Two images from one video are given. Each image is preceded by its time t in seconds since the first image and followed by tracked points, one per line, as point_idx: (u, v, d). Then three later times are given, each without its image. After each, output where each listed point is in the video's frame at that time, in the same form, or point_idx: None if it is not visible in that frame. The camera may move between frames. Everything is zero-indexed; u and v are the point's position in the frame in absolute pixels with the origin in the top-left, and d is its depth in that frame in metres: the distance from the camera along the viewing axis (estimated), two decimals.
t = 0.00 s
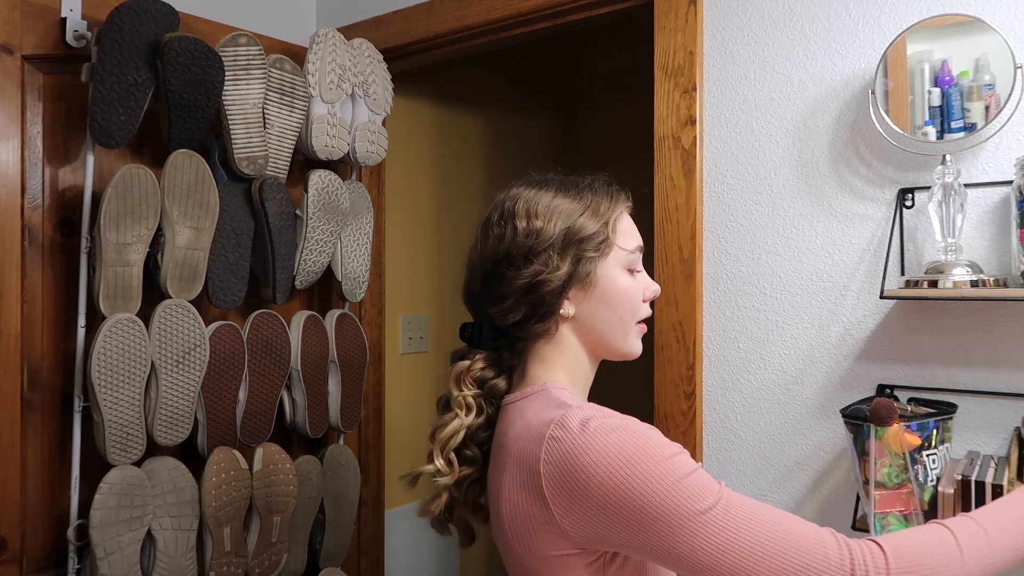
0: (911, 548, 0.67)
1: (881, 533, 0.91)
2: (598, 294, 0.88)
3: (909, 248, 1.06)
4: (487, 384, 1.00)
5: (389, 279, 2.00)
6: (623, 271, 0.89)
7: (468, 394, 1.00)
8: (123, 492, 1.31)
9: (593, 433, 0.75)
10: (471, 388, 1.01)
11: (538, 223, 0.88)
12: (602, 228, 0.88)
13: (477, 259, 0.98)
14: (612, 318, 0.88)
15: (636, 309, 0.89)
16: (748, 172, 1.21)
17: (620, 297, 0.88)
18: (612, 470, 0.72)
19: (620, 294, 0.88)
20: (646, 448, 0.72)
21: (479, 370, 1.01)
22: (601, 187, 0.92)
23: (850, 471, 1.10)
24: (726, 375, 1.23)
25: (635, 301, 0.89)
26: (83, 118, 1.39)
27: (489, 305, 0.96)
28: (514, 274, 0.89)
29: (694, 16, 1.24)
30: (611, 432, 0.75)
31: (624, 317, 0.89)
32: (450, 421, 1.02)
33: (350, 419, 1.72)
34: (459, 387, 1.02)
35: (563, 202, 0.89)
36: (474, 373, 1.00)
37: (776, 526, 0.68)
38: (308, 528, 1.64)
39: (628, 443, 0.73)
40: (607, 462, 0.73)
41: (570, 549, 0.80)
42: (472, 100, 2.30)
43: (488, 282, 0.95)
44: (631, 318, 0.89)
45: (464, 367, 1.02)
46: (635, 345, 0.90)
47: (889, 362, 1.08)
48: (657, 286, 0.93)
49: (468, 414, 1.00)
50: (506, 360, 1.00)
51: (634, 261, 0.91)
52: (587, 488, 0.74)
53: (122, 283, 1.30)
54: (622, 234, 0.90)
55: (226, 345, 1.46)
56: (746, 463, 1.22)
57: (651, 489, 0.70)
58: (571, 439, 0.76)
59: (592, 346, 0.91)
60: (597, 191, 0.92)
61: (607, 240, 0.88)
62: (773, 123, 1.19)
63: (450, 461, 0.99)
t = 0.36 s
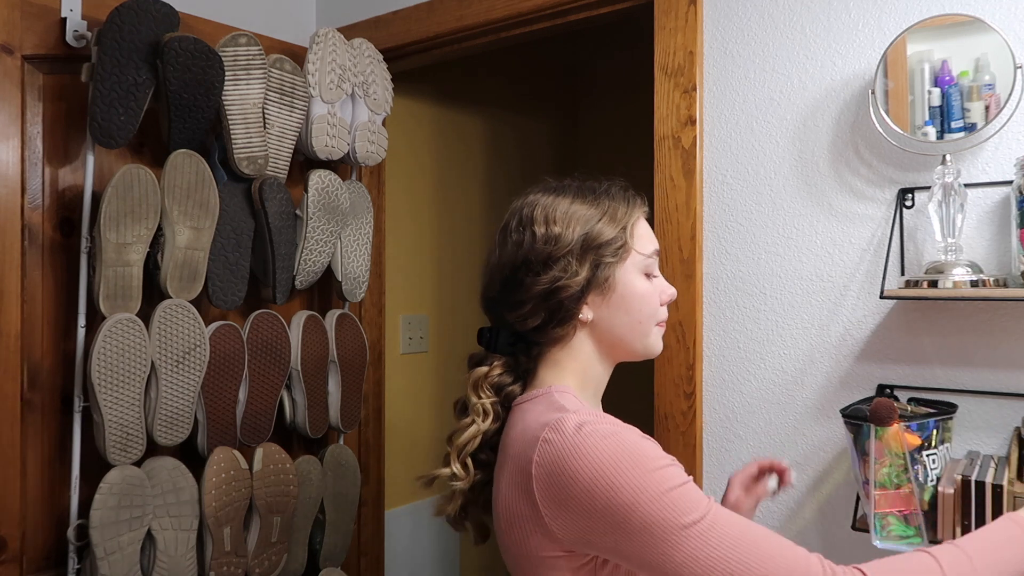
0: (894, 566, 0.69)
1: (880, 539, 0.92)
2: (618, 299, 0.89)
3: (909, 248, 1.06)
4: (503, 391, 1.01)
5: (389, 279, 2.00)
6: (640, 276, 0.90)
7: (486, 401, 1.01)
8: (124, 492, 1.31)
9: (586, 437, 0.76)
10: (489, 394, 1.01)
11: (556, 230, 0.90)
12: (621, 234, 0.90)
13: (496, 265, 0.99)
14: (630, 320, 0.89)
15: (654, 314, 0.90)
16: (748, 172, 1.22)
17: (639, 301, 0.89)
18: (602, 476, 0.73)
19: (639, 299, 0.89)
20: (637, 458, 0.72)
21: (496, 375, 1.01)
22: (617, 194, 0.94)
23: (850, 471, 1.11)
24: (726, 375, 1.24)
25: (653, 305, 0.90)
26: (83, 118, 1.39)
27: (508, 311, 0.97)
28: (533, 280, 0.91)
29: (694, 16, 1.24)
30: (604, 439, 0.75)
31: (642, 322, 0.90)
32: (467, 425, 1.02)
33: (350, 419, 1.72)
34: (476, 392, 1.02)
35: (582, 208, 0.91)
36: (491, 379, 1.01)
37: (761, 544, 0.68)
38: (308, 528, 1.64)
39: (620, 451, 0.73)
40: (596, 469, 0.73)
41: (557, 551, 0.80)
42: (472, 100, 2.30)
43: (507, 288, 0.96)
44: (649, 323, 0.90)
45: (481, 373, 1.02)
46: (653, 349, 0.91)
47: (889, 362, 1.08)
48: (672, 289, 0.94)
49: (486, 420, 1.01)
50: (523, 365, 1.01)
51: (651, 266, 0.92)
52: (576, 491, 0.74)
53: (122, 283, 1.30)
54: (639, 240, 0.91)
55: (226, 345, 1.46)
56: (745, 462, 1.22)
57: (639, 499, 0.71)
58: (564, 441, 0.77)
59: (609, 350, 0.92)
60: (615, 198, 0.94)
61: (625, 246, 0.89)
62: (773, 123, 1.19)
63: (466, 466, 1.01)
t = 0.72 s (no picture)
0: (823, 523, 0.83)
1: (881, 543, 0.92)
2: (600, 312, 0.93)
3: (909, 248, 1.06)
4: (484, 398, 1.06)
5: (389, 278, 2.00)
6: (622, 287, 0.93)
7: (467, 409, 1.05)
8: (124, 492, 1.31)
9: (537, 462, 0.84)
10: (470, 403, 1.06)
11: (535, 240, 0.92)
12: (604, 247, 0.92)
13: (476, 269, 1.02)
14: (611, 332, 0.93)
15: (636, 325, 0.94)
16: (748, 172, 1.21)
17: (623, 314, 0.93)
18: (548, 501, 0.82)
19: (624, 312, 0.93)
20: (579, 487, 0.82)
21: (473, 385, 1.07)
22: (601, 202, 0.96)
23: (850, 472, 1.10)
24: (725, 375, 1.24)
25: (634, 316, 0.93)
26: (83, 118, 1.39)
27: (484, 318, 1.01)
28: (510, 294, 0.94)
29: (694, 16, 1.24)
30: (553, 467, 0.84)
31: (624, 334, 0.93)
32: (451, 436, 1.05)
33: (350, 419, 1.72)
34: (458, 401, 1.06)
35: (563, 218, 0.93)
36: (472, 386, 1.06)
37: (683, 563, 0.81)
38: (308, 528, 1.64)
39: (566, 479, 0.83)
40: (542, 497, 0.83)
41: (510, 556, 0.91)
42: (472, 100, 2.30)
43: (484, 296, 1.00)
44: (631, 334, 0.94)
45: (463, 381, 1.08)
46: (637, 358, 0.95)
47: (890, 362, 1.08)
48: (656, 296, 0.97)
49: (468, 428, 1.04)
50: (501, 365, 1.05)
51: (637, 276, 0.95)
52: (523, 511, 0.84)
53: (121, 282, 1.30)
54: (622, 252, 0.94)
55: (226, 345, 1.46)
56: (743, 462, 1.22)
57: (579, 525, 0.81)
58: (516, 462, 0.85)
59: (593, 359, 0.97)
60: (599, 207, 0.95)
61: (606, 260, 0.92)
62: (773, 123, 1.19)
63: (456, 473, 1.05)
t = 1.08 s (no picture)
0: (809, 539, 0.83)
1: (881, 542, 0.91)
2: (583, 315, 0.93)
3: (909, 248, 1.06)
4: (468, 409, 1.05)
5: (389, 278, 2.00)
6: (604, 288, 0.93)
7: (451, 423, 1.03)
8: (124, 492, 1.31)
9: (520, 479, 0.84)
10: (454, 415, 1.04)
11: (515, 247, 0.92)
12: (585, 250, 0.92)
13: (453, 278, 1.01)
14: (595, 335, 0.93)
15: (618, 326, 0.94)
16: (748, 172, 1.21)
17: (606, 316, 0.93)
18: (533, 517, 0.82)
19: (607, 314, 0.93)
20: (564, 505, 0.82)
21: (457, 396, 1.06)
22: (578, 205, 0.96)
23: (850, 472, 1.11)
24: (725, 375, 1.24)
25: (616, 317, 0.94)
26: (83, 118, 1.39)
27: (467, 328, 1.00)
28: (492, 303, 0.94)
29: (694, 16, 1.24)
30: (538, 483, 0.83)
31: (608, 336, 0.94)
32: (435, 451, 1.04)
33: (350, 419, 1.72)
34: (441, 415, 1.05)
35: (541, 224, 0.93)
36: (455, 398, 1.05)
37: None
38: (308, 528, 1.64)
39: (551, 497, 0.82)
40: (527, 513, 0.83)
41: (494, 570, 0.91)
42: (472, 100, 2.30)
43: (466, 307, 0.99)
44: (614, 336, 0.94)
45: (445, 394, 1.06)
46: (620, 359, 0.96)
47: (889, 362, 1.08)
48: (637, 295, 0.97)
49: (454, 442, 1.03)
50: (483, 375, 1.07)
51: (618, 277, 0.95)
52: (508, 527, 0.84)
53: (121, 282, 1.30)
54: (602, 254, 0.94)
55: (226, 345, 1.46)
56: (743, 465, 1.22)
57: (563, 542, 0.81)
58: (500, 478, 0.85)
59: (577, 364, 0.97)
60: (577, 210, 0.95)
61: (588, 263, 0.92)
62: (773, 123, 1.19)
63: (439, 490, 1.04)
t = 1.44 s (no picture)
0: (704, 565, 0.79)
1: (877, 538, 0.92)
2: (543, 291, 0.85)
3: (909, 248, 1.06)
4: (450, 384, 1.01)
5: (389, 279, 2.00)
6: (570, 266, 0.85)
7: (428, 394, 1.02)
8: (124, 492, 1.31)
9: (445, 472, 0.78)
10: (430, 387, 1.02)
11: (474, 216, 0.90)
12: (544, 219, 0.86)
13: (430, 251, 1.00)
14: (557, 315, 0.85)
15: (587, 309, 0.85)
16: (748, 172, 1.21)
17: (568, 293, 0.84)
18: (447, 514, 0.77)
19: (570, 291, 0.84)
20: (479, 509, 0.76)
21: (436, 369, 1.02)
22: (549, 180, 0.91)
23: (849, 471, 1.11)
24: (725, 376, 1.24)
25: (584, 298, 0.85)
26: (83, 118, 1.39)
27: (443, 312, 0.98)
28: (452, 272, 0.92)
29: (693, 16, 1.24)
30: (461, 479, 0.77)
31: (570, 317, 0.84)
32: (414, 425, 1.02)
33: (350, 419, 1.72)
34: (420, 386, 1.03)
35: (505, 192, 0.89)
36: (433, 370, 1.02)
37: None
38: (308, 528, 1.64)
39: (467, 497, 0.76)
40: (445, 507, 0.78)
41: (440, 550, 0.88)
42: (472, 100, 2.30)
43: (433, 280, 0.98)
44: (579, 318, 0.85)
45: (423, 366, 1.04)
46: (592, 347, 0.86)
47: (889, 362, 1.08)
48: (618, 280, 0.87)
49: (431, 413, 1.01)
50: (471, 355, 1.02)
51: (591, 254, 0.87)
52: (429, 518, 0.80)
53: (122, 282, 1.30)
54: (566, 229, 0.86)
55: (226, 345, 1.46)
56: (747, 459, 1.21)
57: (475, 546, 0.76)
58: (429, 464, 0.79)
59: (548, 349, 0.87)
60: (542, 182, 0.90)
61: (544, 237, 0.85)
62: (773, 123, 1.19)
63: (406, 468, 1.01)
